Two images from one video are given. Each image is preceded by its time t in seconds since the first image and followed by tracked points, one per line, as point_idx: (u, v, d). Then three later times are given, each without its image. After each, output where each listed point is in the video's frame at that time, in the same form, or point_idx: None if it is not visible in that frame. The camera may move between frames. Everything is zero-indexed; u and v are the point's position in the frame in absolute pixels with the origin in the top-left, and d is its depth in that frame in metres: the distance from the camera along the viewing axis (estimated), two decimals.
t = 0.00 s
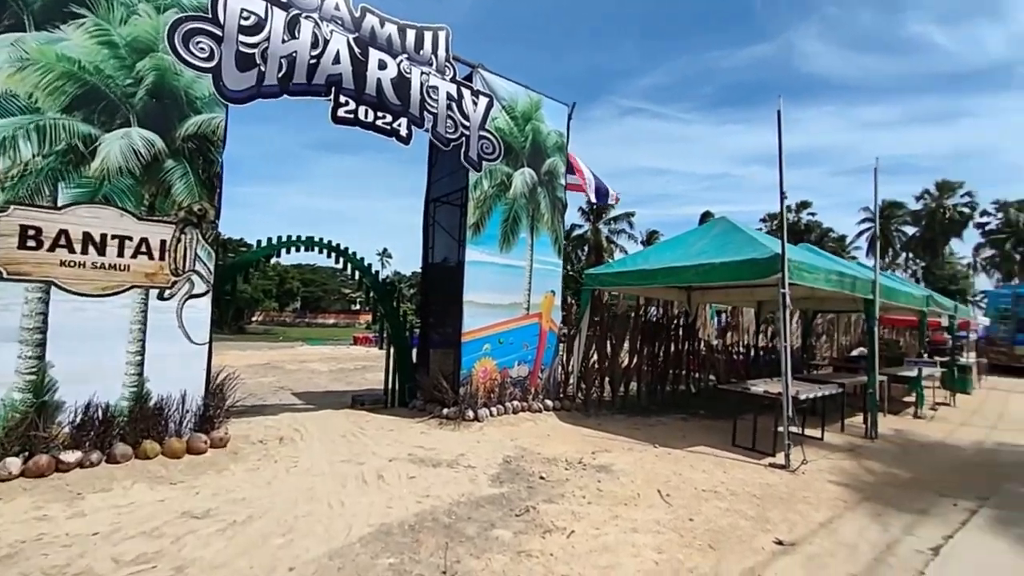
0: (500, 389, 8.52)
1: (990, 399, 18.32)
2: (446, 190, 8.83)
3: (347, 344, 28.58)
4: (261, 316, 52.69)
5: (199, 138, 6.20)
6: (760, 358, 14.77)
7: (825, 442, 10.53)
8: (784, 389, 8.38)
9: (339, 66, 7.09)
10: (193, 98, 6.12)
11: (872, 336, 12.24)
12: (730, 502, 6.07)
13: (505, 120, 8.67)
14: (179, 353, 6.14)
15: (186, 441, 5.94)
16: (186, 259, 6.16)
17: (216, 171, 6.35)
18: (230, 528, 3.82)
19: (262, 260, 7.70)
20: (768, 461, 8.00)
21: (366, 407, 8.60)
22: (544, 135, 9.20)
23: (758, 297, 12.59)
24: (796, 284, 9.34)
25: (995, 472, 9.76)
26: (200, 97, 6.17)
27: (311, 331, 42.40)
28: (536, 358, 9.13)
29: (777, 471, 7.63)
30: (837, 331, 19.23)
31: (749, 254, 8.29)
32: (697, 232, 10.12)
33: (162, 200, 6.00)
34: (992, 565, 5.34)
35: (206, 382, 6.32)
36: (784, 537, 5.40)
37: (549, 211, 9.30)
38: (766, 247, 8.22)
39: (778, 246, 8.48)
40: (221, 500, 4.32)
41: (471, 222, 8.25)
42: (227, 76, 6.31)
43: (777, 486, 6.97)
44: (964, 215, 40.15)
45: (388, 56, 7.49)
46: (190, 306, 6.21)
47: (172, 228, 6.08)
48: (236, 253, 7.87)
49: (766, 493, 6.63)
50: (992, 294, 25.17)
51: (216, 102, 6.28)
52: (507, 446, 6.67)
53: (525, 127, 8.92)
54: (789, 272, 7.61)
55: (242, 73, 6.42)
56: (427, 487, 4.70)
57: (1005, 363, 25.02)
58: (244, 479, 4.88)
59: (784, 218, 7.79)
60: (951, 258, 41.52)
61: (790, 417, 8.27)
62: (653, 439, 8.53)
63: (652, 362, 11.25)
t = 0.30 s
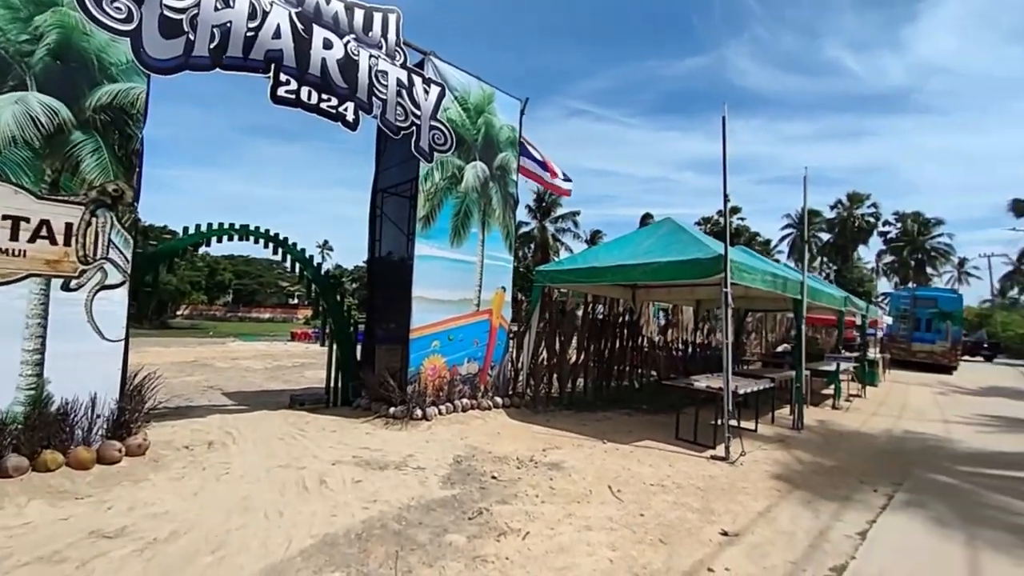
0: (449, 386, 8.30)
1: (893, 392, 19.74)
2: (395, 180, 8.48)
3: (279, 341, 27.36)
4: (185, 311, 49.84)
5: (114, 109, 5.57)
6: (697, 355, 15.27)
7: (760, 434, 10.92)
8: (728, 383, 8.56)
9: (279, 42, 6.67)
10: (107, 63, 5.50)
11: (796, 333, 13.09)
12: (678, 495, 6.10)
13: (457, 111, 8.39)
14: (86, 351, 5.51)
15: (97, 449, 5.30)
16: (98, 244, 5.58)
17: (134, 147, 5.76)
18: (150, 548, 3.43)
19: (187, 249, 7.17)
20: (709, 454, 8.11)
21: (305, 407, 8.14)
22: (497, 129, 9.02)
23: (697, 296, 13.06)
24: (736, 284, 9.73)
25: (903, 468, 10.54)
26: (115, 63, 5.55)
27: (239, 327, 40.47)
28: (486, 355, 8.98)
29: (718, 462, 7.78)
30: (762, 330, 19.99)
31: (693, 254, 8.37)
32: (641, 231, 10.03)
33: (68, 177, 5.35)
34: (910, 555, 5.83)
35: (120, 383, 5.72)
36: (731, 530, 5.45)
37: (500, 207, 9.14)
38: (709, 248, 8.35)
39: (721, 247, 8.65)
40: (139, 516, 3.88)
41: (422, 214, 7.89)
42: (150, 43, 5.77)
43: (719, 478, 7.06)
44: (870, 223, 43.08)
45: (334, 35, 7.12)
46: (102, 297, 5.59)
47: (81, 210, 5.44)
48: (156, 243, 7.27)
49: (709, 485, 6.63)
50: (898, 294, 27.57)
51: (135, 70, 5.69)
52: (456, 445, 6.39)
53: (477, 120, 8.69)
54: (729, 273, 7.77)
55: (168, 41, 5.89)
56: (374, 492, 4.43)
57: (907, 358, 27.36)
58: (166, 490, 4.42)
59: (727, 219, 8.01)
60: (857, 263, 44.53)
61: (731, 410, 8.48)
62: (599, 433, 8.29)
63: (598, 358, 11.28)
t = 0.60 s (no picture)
0: (412, 385, 8.05)
1: (836, 385, 20.49)
2: (355, 171, 8.13)
3: (226, 340, 26.22)
4: (124, 308, 47.36)
5: (32, 81, 5.00)
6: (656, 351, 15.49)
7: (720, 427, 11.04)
8: (692, 377, 8.57)
9: (229, 19, 6.28)
10: (24, 29, 4.91)
11: (753, 329, 13.41)
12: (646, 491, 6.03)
13: (421, 100, 8.10)
14: (6, 354, 4.90)
15: (17, 462, 4.78)
16: (17, 233, 4.99)
17: (55, 124, 5.20)
18: (80, 569, 3.07)
19: (123, 240, 6.69)
20: (673, 447, 8.01)
21: (258, 409, 7.72)
22: (462, 122, 8.81)
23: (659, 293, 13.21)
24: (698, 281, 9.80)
25: (852, 456, 10.88)
26: (33, 29, 4.96)
27: (182, 325, 38.68)
28: (450, 353, 8.78)
29: (682, 455, 7.75)
30: (716, 326, 20.37)
31: (658, 250, 8.30)
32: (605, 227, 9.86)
33: None
34: (867, 545, 5.93)
35: (44, 388, 5.17)
36: (700, 524, 5.40)
37: (465, 200, 8.94)
38: (674, 244, 8.28)
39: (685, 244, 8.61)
40: (67, 534, 3.48)
41: (384, 206, 7.60)
42: (80, 9, 5.30)
43: (685, 472, 6.89)
44: (813, 225, 44.64)
45: (289, 15, 6.73)
46: (20, 294, 4.99)
47: None
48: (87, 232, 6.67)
49: (676, 479, 6.51)
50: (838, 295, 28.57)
51: (56, 38, 5.13)
52: (421, 446, 6.17)
53: (441, 110, 8.43)
54: (692, 269, 7.76)
55: (101, 9, 5.46)
56: (335, 499, 4.17)
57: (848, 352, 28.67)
58: (98, 503, 4.00)
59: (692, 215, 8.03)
60: (801, 261, 46.22)
61: (694, 405, 8.51)
62: (565, 429, 8.12)
63: (563, 354, 11.20)
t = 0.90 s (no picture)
0: (381, 384, 7.78)
1: (795, 378, 20.97)
2: (320, 161, 7.76)
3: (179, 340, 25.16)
4: (69, 307, 45.23)
5: None
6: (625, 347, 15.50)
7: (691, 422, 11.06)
8: (665, 372, 8.53)
9: None
10: None
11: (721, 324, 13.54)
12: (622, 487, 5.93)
13: (389, 88, 7.77)
14: None
15: None
16: None
17: None
18: None
19: (60, 228, 6.25)
20: (647, 443, 7.93)
21: (214, 411, 7.32)
22: (431, 112, 8.55)
23: (629, 288, 13.20)
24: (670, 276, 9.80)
25: (816, 447, 11.06)
26: None
27: (131, 324, 37.09)
28: (420, 350, 8.56)
29: (656, 450, 7.69)
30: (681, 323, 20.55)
31: (632, 245, 8.22)
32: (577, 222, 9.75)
33: None
34: (840, 535, 5.95)
35: None
36: (677, 520, 5.31)
37: (435, 193, 8.71)
38: (648, 239, 8.22)
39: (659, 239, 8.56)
40: None
41: (350, 198, 7.28)
42: None
43: (659, 467, 6.83)
44: (770, 225, 45.72)
45: None
46: None
47: None
48: (16, 220, 6.16)
49: (650, 475, 6.43)
50: (795, 290, 29.43)
51: None
52: (391, 447, 5.92)
53: (410, 99, 8.14)
54: (666, 264, 7.69)
55: None
56: (298, 506, 3.91)
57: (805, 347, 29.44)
58: (30, 518, 3.63)
59: (665, 211, 7.98)
60: (761, 259, 47.35)
61: (667, 399, 8.47)
62: (539, 427, 7.97)
63: (534, 351, 11.06)
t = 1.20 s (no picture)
0: (350, 382, 7.48)
1: (762, 371, 21.27)
2: (285, 148, 7.39)
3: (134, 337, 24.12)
4: (14, 301, 43.21)
5: None
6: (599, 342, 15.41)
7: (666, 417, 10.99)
8: (643, 367, 8.40)
9: None
10: None
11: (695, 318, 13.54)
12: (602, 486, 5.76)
13: (358, 72, 7.42)
14: None
15: None
16: None
17: None
18: None
19: None
20: (624, 439, 7.79)
21: (170, 413, 6.89)
22: (403, 99, 8.24)
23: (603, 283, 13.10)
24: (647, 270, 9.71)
25: (788, 440, 11.13)
26: None
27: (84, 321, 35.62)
28: (391, 347, 8.28)
29: (635, 446, 7.55)
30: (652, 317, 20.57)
31: (609, 238, 8.07)
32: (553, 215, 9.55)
33: None
34: (819, 529, 5.91)
35: None
36: (658, 520, 5.17)
37: (407, 183, 8.41)
38: (626, 233, 8.07)
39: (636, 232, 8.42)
40: None
41: (317, 187, 6.93)
42: None
43: (638, 464, 6.69)
44: (737, 221, 46.47)
45: None
46: None
47: None
48: None
49: (629, 472, 6.28)
50: (763, 283, 30.46)
51: None
52: (361, 450, 5.62)
53: (381, 85, 7.82)
54: (643, 258, 7.56)
55: None
56: (259, 518, 3.62)
57: (768, 340, 29.80)
58: None
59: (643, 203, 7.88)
60: (727, 255, 48.12)
61: (645, 395, 8.35)
62: (515, 425, 7.75)
63: (508, 346, 10.85)
